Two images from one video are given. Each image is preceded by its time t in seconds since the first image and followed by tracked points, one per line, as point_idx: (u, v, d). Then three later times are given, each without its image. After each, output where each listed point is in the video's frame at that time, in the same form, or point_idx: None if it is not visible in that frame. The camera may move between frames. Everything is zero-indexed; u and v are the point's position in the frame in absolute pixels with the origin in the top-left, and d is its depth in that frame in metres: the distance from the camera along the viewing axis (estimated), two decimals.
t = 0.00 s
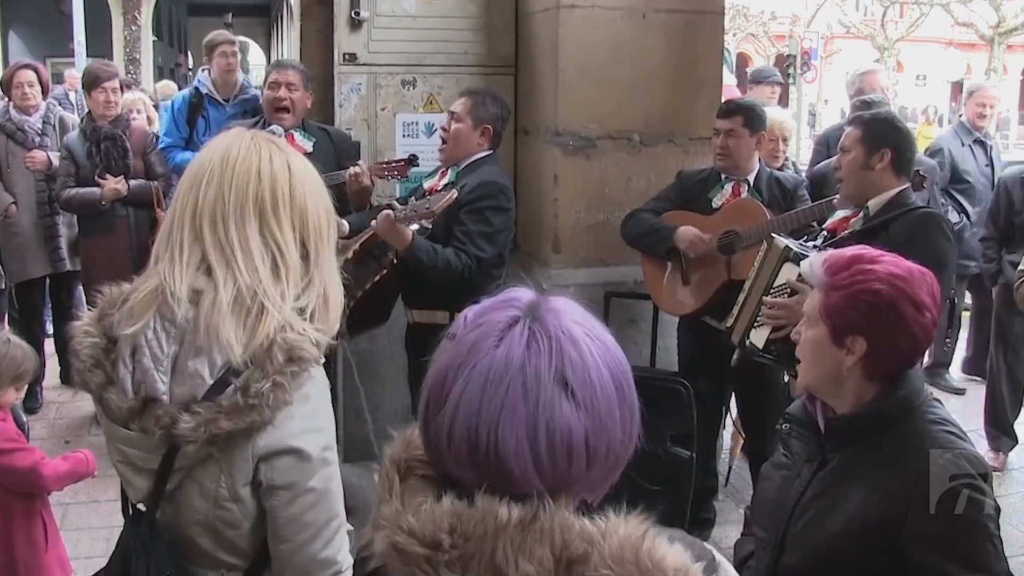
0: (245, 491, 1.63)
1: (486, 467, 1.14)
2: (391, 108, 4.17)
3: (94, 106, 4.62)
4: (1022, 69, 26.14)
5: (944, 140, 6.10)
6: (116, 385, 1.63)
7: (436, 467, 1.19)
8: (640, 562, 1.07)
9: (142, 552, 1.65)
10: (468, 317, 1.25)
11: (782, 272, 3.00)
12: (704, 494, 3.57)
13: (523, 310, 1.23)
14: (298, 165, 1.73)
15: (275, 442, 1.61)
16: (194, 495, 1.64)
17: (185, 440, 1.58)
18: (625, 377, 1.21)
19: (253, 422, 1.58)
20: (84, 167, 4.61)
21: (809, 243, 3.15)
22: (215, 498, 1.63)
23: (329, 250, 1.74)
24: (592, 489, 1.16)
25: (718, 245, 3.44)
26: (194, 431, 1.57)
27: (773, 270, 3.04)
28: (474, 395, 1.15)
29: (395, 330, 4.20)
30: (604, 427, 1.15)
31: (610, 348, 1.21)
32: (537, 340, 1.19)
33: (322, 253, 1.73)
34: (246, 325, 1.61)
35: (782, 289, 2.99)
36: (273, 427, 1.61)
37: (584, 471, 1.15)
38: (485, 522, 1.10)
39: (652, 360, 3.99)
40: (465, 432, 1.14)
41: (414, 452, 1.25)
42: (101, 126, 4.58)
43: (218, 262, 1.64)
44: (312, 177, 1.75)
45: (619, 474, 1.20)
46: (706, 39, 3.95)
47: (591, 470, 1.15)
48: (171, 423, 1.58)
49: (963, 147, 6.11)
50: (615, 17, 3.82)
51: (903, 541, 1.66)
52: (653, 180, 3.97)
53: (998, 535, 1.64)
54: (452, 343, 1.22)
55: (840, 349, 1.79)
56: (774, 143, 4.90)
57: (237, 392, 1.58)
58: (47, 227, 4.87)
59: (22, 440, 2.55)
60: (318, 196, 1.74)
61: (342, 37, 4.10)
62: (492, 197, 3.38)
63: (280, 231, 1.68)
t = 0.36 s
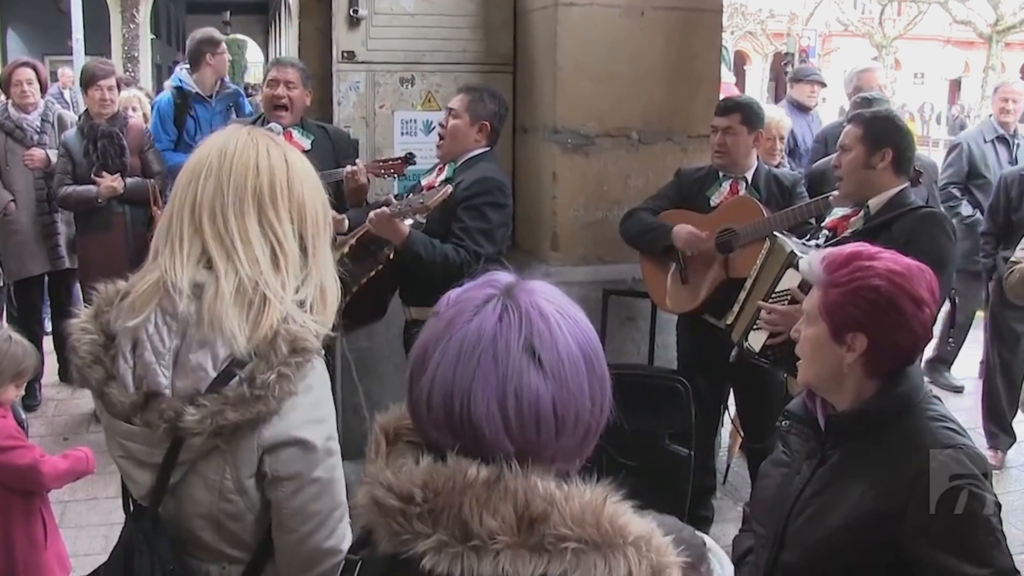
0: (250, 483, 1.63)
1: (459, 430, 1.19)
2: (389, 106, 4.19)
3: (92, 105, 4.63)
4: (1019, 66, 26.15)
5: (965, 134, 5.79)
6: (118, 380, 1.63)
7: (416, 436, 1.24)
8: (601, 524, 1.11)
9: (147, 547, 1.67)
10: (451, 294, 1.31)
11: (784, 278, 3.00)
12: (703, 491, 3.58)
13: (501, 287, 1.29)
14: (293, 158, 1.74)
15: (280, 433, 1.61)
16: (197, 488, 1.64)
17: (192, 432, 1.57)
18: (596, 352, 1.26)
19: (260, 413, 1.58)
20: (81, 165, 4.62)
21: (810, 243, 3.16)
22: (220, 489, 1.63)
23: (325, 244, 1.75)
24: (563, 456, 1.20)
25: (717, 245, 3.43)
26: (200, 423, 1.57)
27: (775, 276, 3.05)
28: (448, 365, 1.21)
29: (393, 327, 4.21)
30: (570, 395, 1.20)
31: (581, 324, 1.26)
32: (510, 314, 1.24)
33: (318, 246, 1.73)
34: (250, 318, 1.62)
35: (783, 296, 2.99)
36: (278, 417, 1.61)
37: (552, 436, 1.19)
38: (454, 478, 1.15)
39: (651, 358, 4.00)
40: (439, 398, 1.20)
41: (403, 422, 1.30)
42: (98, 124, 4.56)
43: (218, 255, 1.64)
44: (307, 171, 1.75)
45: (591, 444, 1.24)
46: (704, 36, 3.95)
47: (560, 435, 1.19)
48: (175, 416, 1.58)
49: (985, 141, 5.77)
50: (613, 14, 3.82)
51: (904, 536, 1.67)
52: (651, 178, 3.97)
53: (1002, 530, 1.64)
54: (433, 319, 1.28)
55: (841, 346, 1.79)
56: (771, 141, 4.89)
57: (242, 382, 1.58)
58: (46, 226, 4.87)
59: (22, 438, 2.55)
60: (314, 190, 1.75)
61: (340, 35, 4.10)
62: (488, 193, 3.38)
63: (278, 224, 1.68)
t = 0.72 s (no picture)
0: (224, 481, 1.61)
1: (454, 416, 1.20)
2: (388, 103, 4.18)
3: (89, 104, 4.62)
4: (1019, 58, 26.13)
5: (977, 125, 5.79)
6: (102, 374, 1.66)
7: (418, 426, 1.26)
8: (597, 508, 1.14)
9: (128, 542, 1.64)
10: (449, 285, 1.33)
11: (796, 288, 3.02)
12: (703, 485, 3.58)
13: (496, 275, 1.30)
14: (280, 156, 1.72)
15: (252, 434, 1.59)
16: (176, 485, 1.64)
17: (163, 429, 1.59)
18: (592, 338, 1.26)
19: (229, 413, 1.58)
20: (80, 163, 4.61)
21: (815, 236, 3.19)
22: (197, 487, 1.62)
23: (316, 243, 1.74)
24: (561, 441, 1.21)
25: (717, 238, 3.42)
26: (171, 421, 1.58)
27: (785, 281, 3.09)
28: (443, 352, 1.22)
29: (393, 323, 4.21)
30: (564, 379, 1.21)
31: (575, 311, 1.27)
32: (503, 300, 1.25)
33: (307, 247, 1.72)
34: (226, 317, 1.61)
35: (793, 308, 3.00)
36: (250, 418, 1.59)
37: (547, 421, 1.20)
38: (448, 464, 1.18)
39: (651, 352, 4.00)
40: (434, 386, 1.22)
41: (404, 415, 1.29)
42: (97, 122, 4.57)
43: (199, 254, 1.65)
44: (296, 169, 1.74)
45: (591, 430, 1.25)
46: (703, 29, 3.95)
47: (556, 421, 1.20)
48: (151, 412, 1.59)
49: (998, 131, 5.75)
50: (611, 8, 3.81)
51: (904, 531, 1.66)
52: (651, 172, 3.97)
53: (1004, 525, 1.62)
54: (430, 309, 1.30)
55: (840, 340, 1.79)
56: (772, 134, 4.89)
57: (213, 381, 1.58)
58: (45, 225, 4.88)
59: (25, 439, 2.56)
60: (302, 188, 1.73)
61: (338, 32, 4.10)
62: (485, 189, 3.37)
63: (263, 224, 1.67)
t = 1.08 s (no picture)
0: (205, 477, 1.59)
1: (477, 427, 1.15)
2: (393, 100, 4.18)
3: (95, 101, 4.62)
4: None
5: (984, 126, 5.78)
6: (92, 367, 1.66)
7: (439, 440, 1.21)
8: (641, 514, 1.09)
9: (113, 534, 1.64)
10: (464, 293, 1.28)
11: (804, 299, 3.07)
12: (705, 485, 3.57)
13: (514, 280, 1.25)
14: (268, 151, 1.71)
15: (228, 430, 1.57)
16: (161, 479, 1.63)
17: (140, 424, 1.58)
18: (617, 341, 1.21)
19: (204, 409, 1.56)
20: (87, 159, 4.59)
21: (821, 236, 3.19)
22: (180, 482, 1.61)
23: (306, 240, 1.73)
24: (589, 451, 1.16)
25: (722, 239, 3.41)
26: (148, 415, 1.57)
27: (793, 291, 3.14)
28: (463, 361, 1.17)
29: (396, 321, 4.20)
30: (592, 385, 1.16)
31: (599, 313, 1.22)
32: (524, 304, 1.21)
33: (295, 242, 1.71)
34: (203, 312, 1.60)
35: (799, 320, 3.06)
36: (225, 415, 1.57)
37: (575, 429, 1.14)
38: (482, 477, 1.11)
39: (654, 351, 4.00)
40: (455, 395, 1.16)
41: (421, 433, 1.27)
42: (104, 117, 4.55)
43: (182, 248, 1.65)
44: (285, 165, 1.73)
45: (619, 439, 1.20)
46: (708, 29, 3.94)
47: (584, 429, 1.15)
48: (130, 406, 1.59)
49: (1005, 132, 5.74)
50: (615, 6, 3.81)
51: (911, 532, 1.65)
52: (655, 171, 3.97)
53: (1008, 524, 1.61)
54: (447, 318, 1.25)
55: (842, 341, 1.79)
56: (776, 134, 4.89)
57: (188, 377, 1.57)
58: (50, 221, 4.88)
59: (28, 436, 2.56)
60: (290, 183, 1.72)
61: (344, 30, 4.08)
62: (486, 185, 3.37)
63: (248, 219, 1.67)
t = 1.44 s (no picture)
0: (200, 479, 1.59)
1: (523, 447, 1.15)
2: (391, 103, 4.18)
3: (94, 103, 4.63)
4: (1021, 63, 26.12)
5: (977, 130, 5.79)
6: (86, 368, 1.66)
7: (468, 455, 1.19)
8: (700, 534, 1.10)
9: (109, 537, 1.64)
10: (487, 305, 1.27)
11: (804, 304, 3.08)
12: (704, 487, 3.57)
13: (544, 292, 1.25)
14: (256, 150, 1.71)
15: (222, 431, 1.56)
16: (156, 480, 1.63)
17: (132, 424, 1.57)
18: (653, 353, 1.23)
19: (197, 410, 1.56)
20: (88, 162, 4.59)
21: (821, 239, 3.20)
22: (174, 484, 1.61)
23: (297, 243, 1.72)
24: (631, 467, 1.17)
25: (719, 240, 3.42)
26: (142, 417, 1.56)
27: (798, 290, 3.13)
28: (506, 376, 1.16)
29: (394, 323, 4.20)
30: (638, 400, 1.17)
31: (635, 324, 1.23)
32: (563, 317, 1.20)
33: (286, 242, 1.70)
34: (191, 314, 1.60)
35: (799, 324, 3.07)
36: (220, 415, 1.57)
37: (621, 446, 1.16)
38: (541, 506, 1.12)
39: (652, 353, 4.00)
40: (498, 414, 1.15)
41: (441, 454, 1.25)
42: (106, 121, 4.55)
43: (168, 251, 1.66)
44: (276, 167, 1.72)
45: (655, 451, 1.22)
46: (706, 31, 3.95)
47: (629, 445, 1.16)
48: (123, 407, 1.58)
49: (998, 135, 5.76)
50: (613, 9, 3.81)
51: (911, 533, 1.66)
52: (654, 173, 3.96)
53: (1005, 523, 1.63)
54: (476, 329, 1.23)
55: (842, 343, 1.79)
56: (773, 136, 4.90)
57: (180, 378, 1.56)
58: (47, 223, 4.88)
59: (25, 441, 2.55)
60: (280, 184, 1.71)
61: (342, 32, 4.10)
62: (481, 189, 3.37)
63: (233, 219, 1.67)
